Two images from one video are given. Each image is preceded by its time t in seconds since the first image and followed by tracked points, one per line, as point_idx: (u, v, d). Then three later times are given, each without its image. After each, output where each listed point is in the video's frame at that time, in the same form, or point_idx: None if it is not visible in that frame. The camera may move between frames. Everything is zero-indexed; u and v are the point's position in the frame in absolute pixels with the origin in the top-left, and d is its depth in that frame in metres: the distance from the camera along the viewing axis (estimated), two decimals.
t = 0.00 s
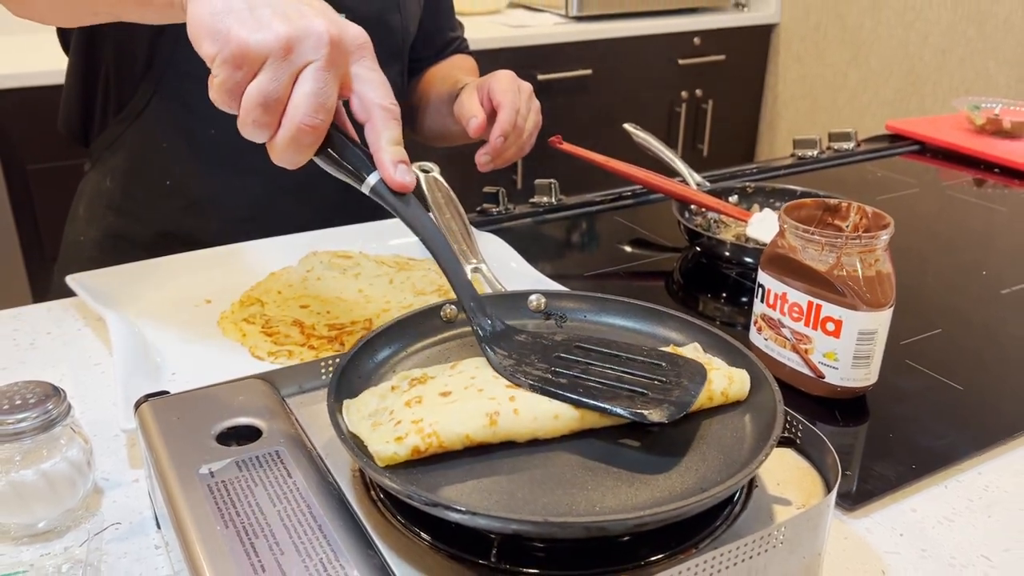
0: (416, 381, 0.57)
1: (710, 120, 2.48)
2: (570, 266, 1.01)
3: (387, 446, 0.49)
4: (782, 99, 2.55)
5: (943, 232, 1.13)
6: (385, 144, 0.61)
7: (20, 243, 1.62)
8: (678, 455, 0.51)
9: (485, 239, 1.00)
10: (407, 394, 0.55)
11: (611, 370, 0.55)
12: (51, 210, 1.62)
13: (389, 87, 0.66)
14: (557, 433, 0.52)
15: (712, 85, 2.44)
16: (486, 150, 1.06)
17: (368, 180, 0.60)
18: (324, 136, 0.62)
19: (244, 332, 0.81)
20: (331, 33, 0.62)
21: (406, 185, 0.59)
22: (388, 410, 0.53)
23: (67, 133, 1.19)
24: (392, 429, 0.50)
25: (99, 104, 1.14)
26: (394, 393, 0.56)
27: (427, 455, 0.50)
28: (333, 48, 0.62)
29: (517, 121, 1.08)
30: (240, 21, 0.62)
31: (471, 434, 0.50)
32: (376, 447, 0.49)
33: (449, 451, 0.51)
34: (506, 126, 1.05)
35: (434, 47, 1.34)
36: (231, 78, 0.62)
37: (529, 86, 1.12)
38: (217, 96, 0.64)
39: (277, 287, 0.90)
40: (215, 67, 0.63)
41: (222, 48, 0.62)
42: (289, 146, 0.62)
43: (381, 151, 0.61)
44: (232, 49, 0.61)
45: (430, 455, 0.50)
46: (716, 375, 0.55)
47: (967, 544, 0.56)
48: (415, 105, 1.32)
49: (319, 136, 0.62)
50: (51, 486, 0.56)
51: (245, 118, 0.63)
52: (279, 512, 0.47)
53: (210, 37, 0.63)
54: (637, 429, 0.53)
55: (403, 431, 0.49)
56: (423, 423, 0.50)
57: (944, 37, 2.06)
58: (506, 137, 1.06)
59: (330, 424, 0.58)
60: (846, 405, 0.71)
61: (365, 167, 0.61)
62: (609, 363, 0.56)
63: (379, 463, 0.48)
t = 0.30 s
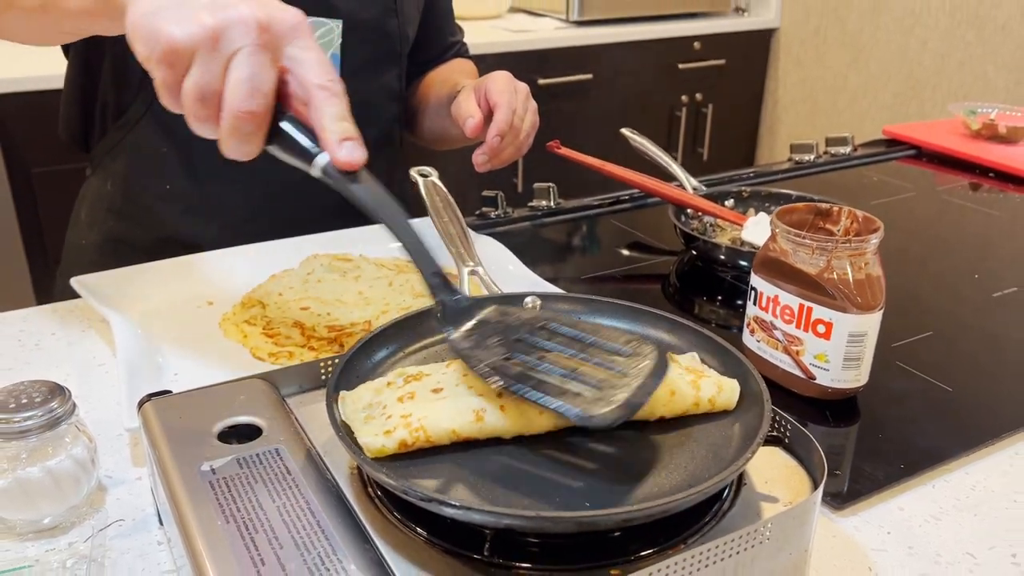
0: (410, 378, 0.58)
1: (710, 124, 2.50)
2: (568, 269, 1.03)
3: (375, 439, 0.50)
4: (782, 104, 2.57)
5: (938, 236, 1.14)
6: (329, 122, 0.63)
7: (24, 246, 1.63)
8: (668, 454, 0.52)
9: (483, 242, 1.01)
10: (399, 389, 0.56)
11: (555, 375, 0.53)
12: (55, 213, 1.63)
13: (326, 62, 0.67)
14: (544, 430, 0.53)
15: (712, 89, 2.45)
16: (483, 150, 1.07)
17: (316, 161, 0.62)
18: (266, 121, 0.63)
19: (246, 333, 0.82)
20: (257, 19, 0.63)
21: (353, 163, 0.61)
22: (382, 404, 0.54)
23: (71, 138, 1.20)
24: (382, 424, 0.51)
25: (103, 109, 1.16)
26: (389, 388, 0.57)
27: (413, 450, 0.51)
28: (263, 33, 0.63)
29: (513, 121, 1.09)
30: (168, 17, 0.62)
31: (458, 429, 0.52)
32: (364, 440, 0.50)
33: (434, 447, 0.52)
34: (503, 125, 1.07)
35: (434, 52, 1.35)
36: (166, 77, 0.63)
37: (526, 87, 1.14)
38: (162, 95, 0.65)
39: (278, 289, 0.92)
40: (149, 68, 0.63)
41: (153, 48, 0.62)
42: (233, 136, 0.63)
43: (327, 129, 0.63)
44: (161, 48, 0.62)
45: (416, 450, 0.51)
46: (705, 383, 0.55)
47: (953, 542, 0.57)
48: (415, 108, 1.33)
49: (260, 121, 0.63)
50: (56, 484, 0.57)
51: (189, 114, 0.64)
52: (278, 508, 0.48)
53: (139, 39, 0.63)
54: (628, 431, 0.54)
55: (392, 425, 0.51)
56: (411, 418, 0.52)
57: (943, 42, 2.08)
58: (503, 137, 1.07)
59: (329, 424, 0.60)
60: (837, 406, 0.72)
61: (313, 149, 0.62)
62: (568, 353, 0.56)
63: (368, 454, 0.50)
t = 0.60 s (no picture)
0: (407, 371, 0.59)
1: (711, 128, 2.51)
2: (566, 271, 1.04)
3: (369, 428, 0.52)
4: (783, 108, 2.58)
5: (933, 239, 1.15)
6: (251, 103, 0.57)
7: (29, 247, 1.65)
8: (658, 447, 0.53)
9: (483, 244, 1.03)
10: (396, 381, 0.58)
11: (495, 322, 0.54)
12: (59, 215, 1.65)
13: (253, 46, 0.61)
14: (533, 424, 0.54)
15: (713, 93, 2.46)
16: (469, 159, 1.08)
17: (242, 142, 0.57)
18: (192, 111, 0.60)
19: (248, 332, 0.84)
20: (173, 7, 0.60)
21: (278, 145, 0.56)
22: (379, 395, 0.56)
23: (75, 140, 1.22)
24: (377, 413, 0.53)
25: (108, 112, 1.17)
26: (386, 379, 0.58)
27: (406, 439, 0.52)
28: (179, 20, 0.60)
29: (499, 130, 1.10)
30: (89, 10, 0.62)
31: (449, 420, 0.53)
32: (358, 428, 0.52)
33: (427, 437, 0.53)
34: (488, 134, 1.08)
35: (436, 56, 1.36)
36: (95, 71, 0.63)
37: (515, 96, 1.15)
38: (96, 92, 0.65)
39: (280, 289, 0.93)
40: (78, 64, 0.63)
41: (77, 44, 0.62)
42: (160, 129, 0.61)
43: (249, 111, 0.57)
44: (85, 44, 0.62)
45: (409, 439, 0.53)
46: (694, 381, 0.56)
47: (941, 537, 0.58)
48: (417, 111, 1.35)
49: (183, 112, 0.60)
50: (63, 476, 0.58)
51: (121, 107, 0.64)
52: (278, 499, 0.50)
53: (65, 35, 0.63)
54: (620, 425, 0.55)
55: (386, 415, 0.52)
56: (405, 408, 0.53)
57: (943, 46, 2.09)
58: (489, 146, 1.08)
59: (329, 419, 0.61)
60: (829, 404, 0.73)
61: (239, 131, 0.58)
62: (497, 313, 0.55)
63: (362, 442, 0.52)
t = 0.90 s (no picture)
0: (408, 368, 0.60)
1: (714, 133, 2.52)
2: (568, 273, 1.05)
3: (370, 423, 0.53)
4: (786, 113, 2.59)
5: (931, 242, 1.16)
6: (84, 28, 0.69)
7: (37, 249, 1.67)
8: (653, 443, 0.54)
9: (486, 246, 1.04)
10: (397, 377, 0.59)
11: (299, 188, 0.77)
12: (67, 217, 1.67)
13: None
14: (531, 420, 0.56)
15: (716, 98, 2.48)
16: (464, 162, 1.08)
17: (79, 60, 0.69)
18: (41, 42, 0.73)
19: (253, 331, 0.85)
20: None
21: (106, 57, 0.68)
22: (380, 392, 0.57)
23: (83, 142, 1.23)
24: (378, 408, 0.54)
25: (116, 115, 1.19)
26: (388, 375, 0.59)
27: (407, 434, 0.54)
28: None
29: (500, 138, 1.11)
30: None
31: (449, 416, 0.54)
32: (360, 423, 0.53)
33: (427, 432, 0.54)
34: (489, 141, 1.08)
35: (440, 60, 1.38)
36: None
37: (518, 108, 1.16)
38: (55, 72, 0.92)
39: (284, 289, 0.94)
40: None
41: None
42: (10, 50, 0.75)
43: (81, 34, 0.69)
44: None
45: (410, 434, 0.54)
46: (689, 378, 0.58)
47: (933, 534, 0.59)
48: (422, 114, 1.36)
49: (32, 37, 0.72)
50: (71, 470, 0.59)
51: None
52: (282, 492, 0.51)
53: None
54: (616, 422, 0.56)
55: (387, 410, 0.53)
56: (406, 403, 0.54)
57: (945, 52, 2.10)
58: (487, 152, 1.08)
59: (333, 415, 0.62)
60: (825, 404, 0.74)
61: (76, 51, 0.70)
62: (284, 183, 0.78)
63: (364, 437, 0.53)
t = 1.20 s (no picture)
0: (411, 370, 0.62)
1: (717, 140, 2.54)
2: (570, 278, 1.07)
3: (374, 423, 0.54)
4: (789, 120, 2.61)
5: (930, 250, 1.18)
6: (59, 129, 0.80)
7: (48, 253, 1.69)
8: (647, 444, 0.56)
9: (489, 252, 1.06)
10: (399, 378, 0.61)
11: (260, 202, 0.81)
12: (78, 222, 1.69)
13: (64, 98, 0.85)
14: (530, 421, 0.57)
15: (720, 105, 2.49)
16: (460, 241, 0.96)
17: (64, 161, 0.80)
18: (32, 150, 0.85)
19: (261, 334, 0.87)
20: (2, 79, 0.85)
21: (78, 152, 0.78)
22: (384, 393, 0.58)
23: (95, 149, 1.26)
24: (382, 409, 0.56)
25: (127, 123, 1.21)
26: (390, 378, 0.61)
27: (410, 434, 0.55)
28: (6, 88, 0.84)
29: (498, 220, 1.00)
30: None
31: (450, 416, 0.56)
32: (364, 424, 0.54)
33: (429, 432, 0.56)
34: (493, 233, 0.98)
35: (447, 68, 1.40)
36: None
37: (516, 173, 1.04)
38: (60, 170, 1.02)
39: (291, 293, 0.96)
40: None
41: None
42: (14, 166, 0.87)
43: (60, 136, 0.80)
44: None
45: (412, 434, 0.55)
46: (684, 381, 0.59)
47: (923, 534, 0.60)
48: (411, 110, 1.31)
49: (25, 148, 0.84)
50: (84, 468, 0.61)
51: None
52: (289, 490, 0.53)
53: None
54: (611, 424, 0.58)
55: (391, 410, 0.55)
56: (408, 404, 0.56)
57: (948, 61, 2.11)
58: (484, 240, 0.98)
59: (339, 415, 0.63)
60: (820, 407, 0.75)
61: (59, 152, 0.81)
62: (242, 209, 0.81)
63: (368, 436, 0.54)
